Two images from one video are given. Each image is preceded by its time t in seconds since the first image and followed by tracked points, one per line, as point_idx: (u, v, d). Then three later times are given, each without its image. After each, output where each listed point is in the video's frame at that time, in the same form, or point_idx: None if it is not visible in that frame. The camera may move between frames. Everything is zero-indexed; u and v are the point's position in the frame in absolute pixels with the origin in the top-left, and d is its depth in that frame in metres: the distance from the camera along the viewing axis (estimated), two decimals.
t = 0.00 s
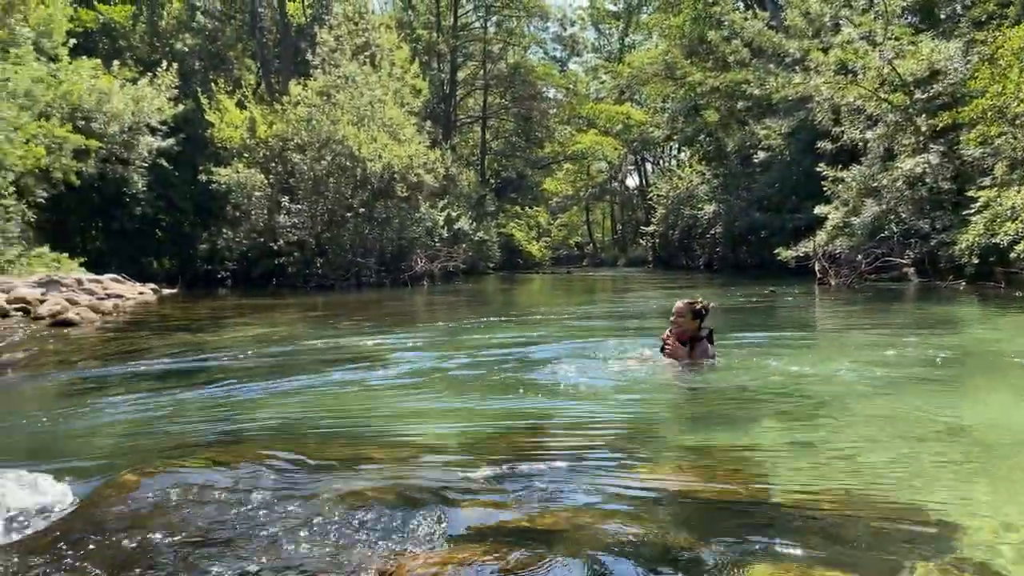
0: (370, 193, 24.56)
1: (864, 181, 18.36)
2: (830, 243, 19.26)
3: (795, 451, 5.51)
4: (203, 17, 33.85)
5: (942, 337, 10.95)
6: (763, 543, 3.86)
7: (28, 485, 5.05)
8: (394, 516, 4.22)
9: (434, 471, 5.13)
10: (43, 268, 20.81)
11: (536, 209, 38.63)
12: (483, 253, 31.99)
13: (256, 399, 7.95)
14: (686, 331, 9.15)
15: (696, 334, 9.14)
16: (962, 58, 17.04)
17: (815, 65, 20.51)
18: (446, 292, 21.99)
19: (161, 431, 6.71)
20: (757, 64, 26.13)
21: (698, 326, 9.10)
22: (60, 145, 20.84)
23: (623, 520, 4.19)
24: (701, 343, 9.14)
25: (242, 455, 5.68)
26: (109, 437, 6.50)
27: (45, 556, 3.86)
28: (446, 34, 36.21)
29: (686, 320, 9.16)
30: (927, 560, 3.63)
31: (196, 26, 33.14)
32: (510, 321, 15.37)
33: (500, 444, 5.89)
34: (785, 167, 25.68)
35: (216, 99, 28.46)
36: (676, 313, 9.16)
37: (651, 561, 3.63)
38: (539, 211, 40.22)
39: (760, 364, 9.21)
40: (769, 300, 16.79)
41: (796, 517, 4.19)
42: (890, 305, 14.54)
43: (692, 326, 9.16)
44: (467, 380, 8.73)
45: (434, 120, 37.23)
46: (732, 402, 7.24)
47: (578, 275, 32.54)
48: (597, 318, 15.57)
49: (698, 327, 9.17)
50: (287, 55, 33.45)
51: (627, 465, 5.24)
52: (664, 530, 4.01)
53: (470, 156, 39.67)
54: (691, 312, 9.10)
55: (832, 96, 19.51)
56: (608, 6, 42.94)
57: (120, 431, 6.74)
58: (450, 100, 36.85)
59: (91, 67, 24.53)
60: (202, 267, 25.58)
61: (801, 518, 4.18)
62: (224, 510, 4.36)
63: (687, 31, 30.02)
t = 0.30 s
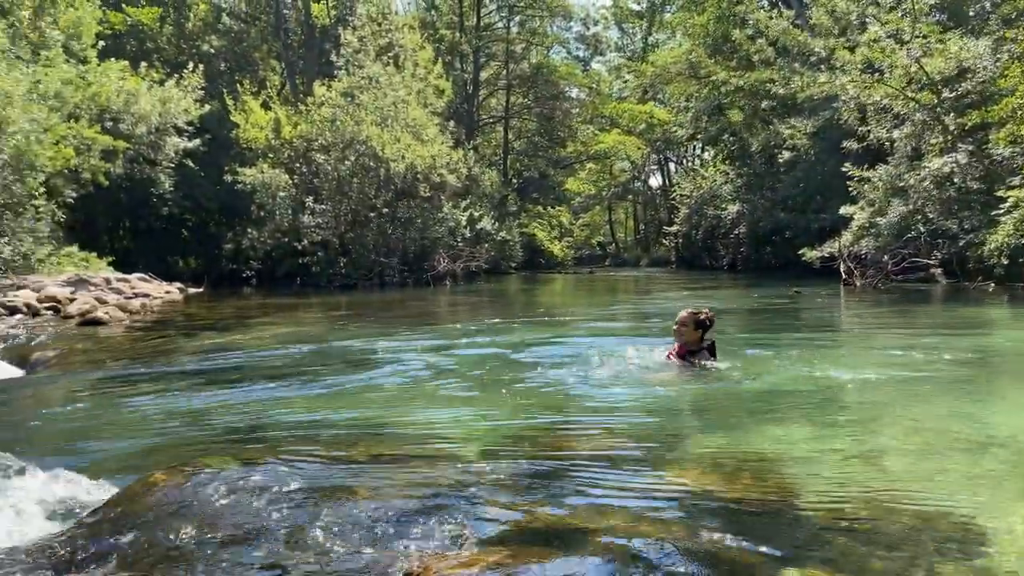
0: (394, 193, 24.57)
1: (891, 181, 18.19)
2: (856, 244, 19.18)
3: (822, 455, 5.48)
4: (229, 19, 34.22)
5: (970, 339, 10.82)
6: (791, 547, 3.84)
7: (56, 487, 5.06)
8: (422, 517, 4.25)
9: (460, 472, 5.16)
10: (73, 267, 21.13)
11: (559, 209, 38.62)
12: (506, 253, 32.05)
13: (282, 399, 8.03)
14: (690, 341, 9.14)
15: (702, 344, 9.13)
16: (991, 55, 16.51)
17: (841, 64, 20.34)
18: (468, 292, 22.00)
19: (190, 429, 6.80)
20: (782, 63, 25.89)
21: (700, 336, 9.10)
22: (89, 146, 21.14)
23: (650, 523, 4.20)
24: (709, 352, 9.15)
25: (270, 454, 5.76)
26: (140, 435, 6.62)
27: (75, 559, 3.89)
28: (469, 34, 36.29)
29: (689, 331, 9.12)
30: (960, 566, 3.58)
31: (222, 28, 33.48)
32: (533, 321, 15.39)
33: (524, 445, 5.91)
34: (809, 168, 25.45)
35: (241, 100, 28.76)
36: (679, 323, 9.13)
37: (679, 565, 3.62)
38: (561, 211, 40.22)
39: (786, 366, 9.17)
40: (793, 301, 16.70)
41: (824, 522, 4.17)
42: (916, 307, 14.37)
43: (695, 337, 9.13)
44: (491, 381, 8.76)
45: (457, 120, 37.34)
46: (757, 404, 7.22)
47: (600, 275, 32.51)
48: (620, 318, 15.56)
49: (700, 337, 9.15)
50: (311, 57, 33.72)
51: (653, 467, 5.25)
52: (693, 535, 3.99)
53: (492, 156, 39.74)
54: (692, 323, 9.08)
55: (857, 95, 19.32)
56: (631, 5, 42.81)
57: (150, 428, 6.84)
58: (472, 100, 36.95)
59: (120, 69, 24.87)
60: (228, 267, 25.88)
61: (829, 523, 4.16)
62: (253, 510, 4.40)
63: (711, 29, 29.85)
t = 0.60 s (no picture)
0: (415, 194, 24.59)
1: (915, 181, 18.08)
2: (879, 243, 19.12)
3: (845, 457, 5.49)
4: (250, 20, 34.54)
5: (997, 340, 10.72)
6: (813, 552, 3.85)
7: (79, 487, 5.11)
8: (447, 517, 4.33)
9: (481, 473, 5.20)
10: (100, 267, 21.45)
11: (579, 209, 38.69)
12: (526, 253, 32.07)
13: (307, 398, 8.15)
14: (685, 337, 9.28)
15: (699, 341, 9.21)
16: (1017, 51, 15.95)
17: (864, 61, 20.20)
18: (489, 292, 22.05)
19: (217, 428, 6.93)
20: (803, 62, 25.71)
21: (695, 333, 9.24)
22: (115, 147, 21.44)
23: (672, 525, 4.23)
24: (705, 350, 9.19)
25: (294, 453, 5.85)
26: (166, 434, 6.73)
27: (100, 558, 3.95)
28: (489, 35, 36.40)
29: (685, 327, 9.28)
30: (983, 570, 3.59)
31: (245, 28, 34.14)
32: (554, 321, 15.44)
33: (546, 446, 5.97)
34: (830, 167, 25.25)
35: (264, 101, 29.01)
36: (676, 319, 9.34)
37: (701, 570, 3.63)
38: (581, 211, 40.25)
39: (811, 368, 9.15)
40: (815, 301, 16.64)
41: (847, 525, 4.19)
42: (939, 308, 14.26)
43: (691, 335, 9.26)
44: (513, 381, 8.81)
45: (477, 120, 37.53)
46: (780, 406, 7.23)
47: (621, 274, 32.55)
48: (642, 318, 15.58)
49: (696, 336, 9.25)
50: (332, 58, 33.95)
51: (675, 469, 5.28)
52: (714, 538, 4.00)
53: (512, 156, 39.91)
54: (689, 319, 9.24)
55: (881, 94, 19.16)
56: (651, 4, 42.67)
57: (178, 427, 6.97)
58: (492, 100, 37.11)
59: (144, 71, 25.18)
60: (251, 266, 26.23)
61: (852, 526, 4.18)
62: (278, 510, 4.47)
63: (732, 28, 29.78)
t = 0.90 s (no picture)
0: (431, 192, 24.63)
1: (937, 180, 17.93)
2: (900, 243, 18.95)
3: (865, 458, 5.42)
4: (268, 20, 34.74)
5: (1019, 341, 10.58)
6: (832, 553, 3.80)
7: (90, 486, 5.10)
8: (463, 516, 4.30)
9: (498, 472, 5.17)
10: (119, 265, 21.62)
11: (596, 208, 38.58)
12: (542, 252, 32.03)
13: (323, 396, 8.15)
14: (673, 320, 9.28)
15: (688, 322, 9.22)
16: None
17: (885, 58, 19.98)
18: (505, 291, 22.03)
19: (234, 425, 6.94)
20: (823, 59, 25.47)
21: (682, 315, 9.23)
22: (134, 147, 21.58)
23: (690, 526, 4.19)
24: (695, 329, 9.26)
25: (310, 451, 5.85)
26: (183, 431, 6.76)
27: (110, 558, 3.95)
28: (506, 33, 36.35)
29: (672, 308, 9.25)
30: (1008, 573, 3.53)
31: (263, 28, 34.36)
32: (570, 320, 15.41)
33: (562, 445, 5.94)
34: (850, 166, 25.04)
35: (282, 101, 29.13)
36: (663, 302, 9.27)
37: (719, 571, 3.59)
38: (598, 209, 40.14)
39: (830, 368, 9.07)
40: (834, 301, 16.49)
41: (868, 527, 4.14)
42: (962, 308, 14.09)
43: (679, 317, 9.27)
44: (528, 380, 8.78)
45: (494, 118, 37.53)
46: (798, 406, 7.17)
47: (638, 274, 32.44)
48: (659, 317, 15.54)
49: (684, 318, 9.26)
50: (349, 57, 33.99)
51: (692, 469, 5.23)
52: (731, 541, 3.95)
53: (529, 154, 39.87)
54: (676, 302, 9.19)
55: (902, 91, 18.92)
56: (670, 2, 42.41)
57: (195, 424, 7.00)
58: (509, 98, 37.11)
59: (164, 71, 25.33)
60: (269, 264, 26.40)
61: (874, 527, 4.13)
62: (294, 508, 4.45)
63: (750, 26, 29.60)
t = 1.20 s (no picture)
0: (445, 191, 24.68)
1: (954, 179, 17.83)
2: (916, 242, 18.83)
3: (879, 458, 5.39)
4: (283, 19, 34.97)
5: None
6: (846, 551, 3.80)
7: (102, 481, 5.14)
8: (477, 515, 4.30)
9: (510, 469, 5.19)
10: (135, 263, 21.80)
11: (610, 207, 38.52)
12: (555, 250, 32.04)
13: (337, 394, 8.18)
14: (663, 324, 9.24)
15: (678, 326, 9.21)
16: None
17: (901, 56, 19.84)
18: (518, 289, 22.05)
19: (249, 422, 6.98)
20: (839, 57, 25.31)
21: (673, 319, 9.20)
22: (150, 146, 21.72)
23: (703, 526, 4.18)
24: (685, 333, 9.26)
25: (324, 449, 5.87)
26: (198, 428, 6.81)
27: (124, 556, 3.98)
28: (520, 32, 36.38)
29: (662, 311, 9.21)
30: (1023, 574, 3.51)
31: (278, 27, 34.56)
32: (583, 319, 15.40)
33: (575, 443, 5.94)
34: (865, 164, 24.93)
35: (296, 99, 29.26)
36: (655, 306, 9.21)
37: (733, 570, 3.58)
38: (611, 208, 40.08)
39: (843, 367, 9.02)
40: (849, 300, 16.41)
41: (883, 527, 4.11)
42: (978, 308, 13.98)
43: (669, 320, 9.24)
44: (541, 378, 8.77)
45: (507, 117, 37.60)
46: (811, 406, 7.14)
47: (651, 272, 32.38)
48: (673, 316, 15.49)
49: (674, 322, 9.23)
50: (363, 56, 34.10)
51: (705, 469, 5.22)
52: (744, 540, 3.95)
53: (542, 153, 39.90)
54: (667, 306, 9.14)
55: (919, 89, 18.81)
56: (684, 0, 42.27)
57: (210, 422, 7.04)
58: (522, 97, 37.17)
59: (179, 70, 25.49)
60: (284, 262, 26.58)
61: (889, 528, 4.10)
62: (307, 506, 4.47)
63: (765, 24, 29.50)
